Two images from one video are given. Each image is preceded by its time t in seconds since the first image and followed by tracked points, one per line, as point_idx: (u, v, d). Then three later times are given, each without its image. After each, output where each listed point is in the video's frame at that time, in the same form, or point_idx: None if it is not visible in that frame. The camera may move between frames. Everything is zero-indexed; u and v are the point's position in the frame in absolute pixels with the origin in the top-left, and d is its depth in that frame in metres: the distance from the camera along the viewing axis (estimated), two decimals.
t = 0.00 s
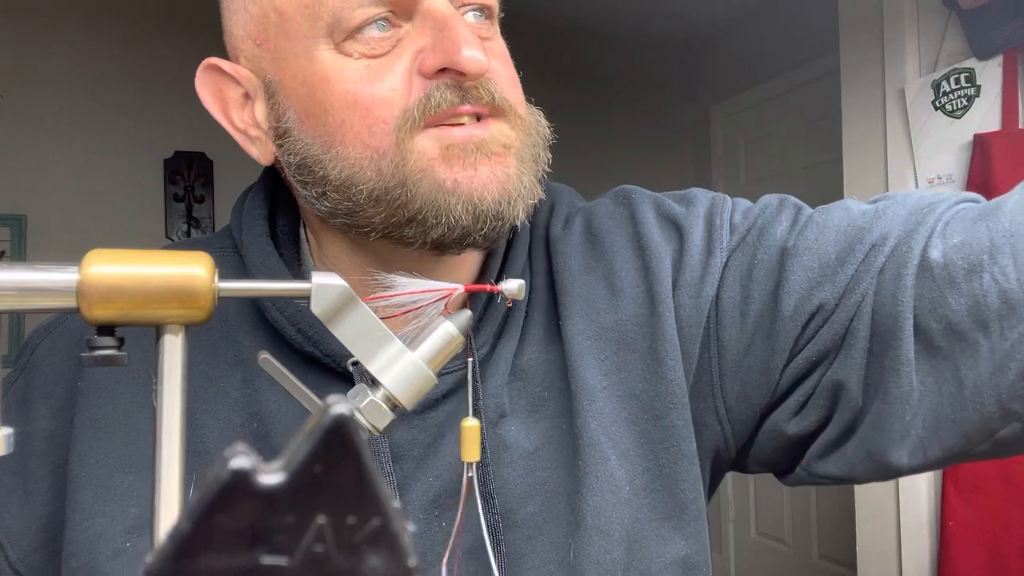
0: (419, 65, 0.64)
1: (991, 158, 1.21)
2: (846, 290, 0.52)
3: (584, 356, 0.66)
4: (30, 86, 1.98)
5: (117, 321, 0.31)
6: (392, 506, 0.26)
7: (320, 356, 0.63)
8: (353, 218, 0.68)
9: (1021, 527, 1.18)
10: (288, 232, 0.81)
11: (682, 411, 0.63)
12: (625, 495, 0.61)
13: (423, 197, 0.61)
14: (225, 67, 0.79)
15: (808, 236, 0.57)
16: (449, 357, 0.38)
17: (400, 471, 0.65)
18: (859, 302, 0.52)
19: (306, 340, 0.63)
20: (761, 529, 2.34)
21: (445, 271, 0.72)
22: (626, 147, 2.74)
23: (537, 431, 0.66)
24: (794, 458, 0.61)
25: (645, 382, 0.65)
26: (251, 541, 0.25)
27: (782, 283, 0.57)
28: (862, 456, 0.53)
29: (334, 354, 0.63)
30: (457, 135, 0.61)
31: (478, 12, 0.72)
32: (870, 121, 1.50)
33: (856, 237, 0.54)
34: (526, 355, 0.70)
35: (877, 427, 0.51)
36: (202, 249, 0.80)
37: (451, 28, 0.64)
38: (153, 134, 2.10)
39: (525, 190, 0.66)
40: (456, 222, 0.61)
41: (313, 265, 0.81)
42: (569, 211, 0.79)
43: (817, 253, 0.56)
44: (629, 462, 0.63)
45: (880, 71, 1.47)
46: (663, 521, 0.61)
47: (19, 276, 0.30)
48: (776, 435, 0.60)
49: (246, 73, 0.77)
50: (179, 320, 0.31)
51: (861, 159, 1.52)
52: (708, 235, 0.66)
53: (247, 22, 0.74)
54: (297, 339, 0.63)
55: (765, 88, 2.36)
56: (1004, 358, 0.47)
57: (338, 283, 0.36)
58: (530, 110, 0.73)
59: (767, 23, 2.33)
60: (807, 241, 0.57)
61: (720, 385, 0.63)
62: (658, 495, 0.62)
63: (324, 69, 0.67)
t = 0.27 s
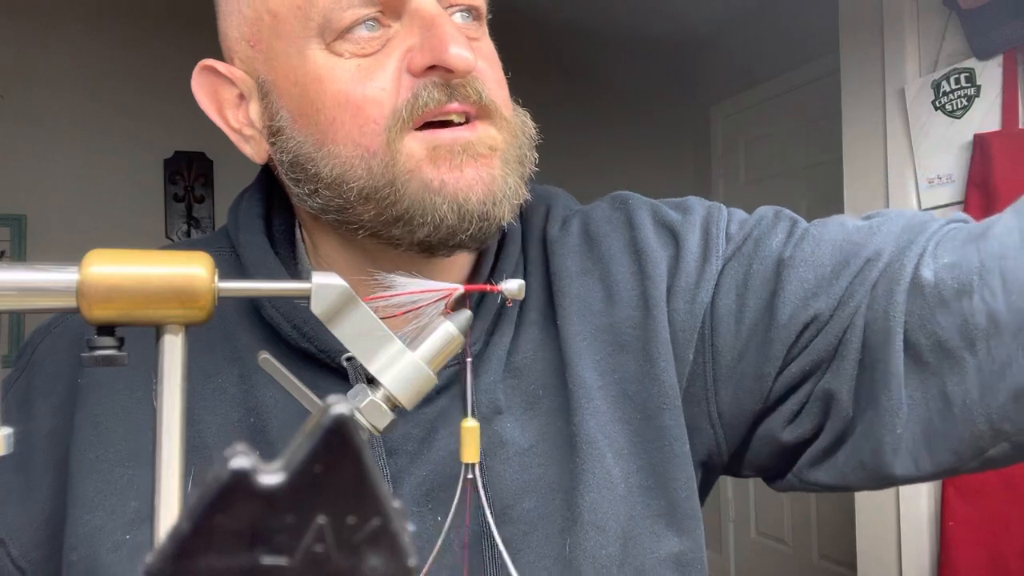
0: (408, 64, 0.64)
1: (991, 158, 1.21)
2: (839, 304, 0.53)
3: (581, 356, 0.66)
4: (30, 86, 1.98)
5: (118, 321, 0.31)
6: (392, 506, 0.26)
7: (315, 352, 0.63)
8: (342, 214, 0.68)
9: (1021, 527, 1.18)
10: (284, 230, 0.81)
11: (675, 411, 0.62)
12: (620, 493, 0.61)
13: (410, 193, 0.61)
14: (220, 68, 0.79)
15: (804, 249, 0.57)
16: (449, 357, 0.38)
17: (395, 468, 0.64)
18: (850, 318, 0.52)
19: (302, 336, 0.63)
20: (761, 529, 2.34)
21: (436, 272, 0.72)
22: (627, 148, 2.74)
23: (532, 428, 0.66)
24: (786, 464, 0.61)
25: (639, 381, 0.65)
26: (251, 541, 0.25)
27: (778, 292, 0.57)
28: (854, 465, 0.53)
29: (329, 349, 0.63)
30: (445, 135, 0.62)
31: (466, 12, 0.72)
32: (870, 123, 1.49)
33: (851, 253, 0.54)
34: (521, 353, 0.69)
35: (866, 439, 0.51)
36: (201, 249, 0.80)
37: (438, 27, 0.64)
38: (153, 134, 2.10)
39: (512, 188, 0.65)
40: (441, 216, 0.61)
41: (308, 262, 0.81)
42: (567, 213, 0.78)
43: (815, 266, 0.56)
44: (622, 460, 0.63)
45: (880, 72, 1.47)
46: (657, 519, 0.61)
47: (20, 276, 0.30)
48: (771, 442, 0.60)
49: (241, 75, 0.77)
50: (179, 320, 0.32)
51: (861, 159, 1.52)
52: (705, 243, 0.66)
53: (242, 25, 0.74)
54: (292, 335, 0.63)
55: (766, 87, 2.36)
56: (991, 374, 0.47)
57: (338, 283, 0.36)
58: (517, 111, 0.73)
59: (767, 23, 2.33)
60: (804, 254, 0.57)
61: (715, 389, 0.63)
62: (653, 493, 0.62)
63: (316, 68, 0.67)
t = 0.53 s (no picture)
0: (398, 65, 0.64)
1: (991, 158, 1.21)
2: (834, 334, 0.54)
3: (580, 359, 0.66)
4: (30, 86, 1.98)
5: (117, 321, 0.31)
6: (392, 506, 0.26)
7: (312, 344, 0.63)
8: (333, 209, 0.68)
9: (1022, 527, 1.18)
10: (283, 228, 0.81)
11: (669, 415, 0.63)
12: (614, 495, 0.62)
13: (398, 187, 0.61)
14: (220, 70, 0.80)
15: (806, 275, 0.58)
16: (449, 357, 0.38)
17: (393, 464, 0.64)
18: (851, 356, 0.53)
19: (298, 328, 0.63)
20: (761, 529, 2.34)
21: (428, 267, 0.73)
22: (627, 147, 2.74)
23: (530, 426, 0.66)
24: (779, 482, 0.63)
25: (634, 383, 0.65)
26: (251, 541, 0.25)
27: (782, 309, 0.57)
28: (853, 490, 0.54)
29: (325, 341, 0.62)
30: (433, 124, 0.61)
31: (455, 15, 0.73)
32: (870, 123, 1.49)
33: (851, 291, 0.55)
34: (519, 353, 0.69)
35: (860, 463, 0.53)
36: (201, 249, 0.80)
37: (427, 30, 0.65)
38: (153, 134, 2.10)
39: (496, 176, 0.65)
40: (428, 203, 0.61)
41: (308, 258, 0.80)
42: (569, 220, 0.77)
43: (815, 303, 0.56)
44: (615, 462, 0.64)
45: (880, 72, 1.47)
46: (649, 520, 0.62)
47: (20, 277, 0.30)
48: (774, 463, 0.61)
49: (242, 80, 0.77)
50: (179, 320, 0.32)
51: (861, 159, 1.52)
52: (708, 261, 0.66)
53: (243, 30, 0.74)
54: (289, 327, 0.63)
55: (766, 87, 2.35)
56: (973, 413, 0.48)
57: (338, 283, 0.36)
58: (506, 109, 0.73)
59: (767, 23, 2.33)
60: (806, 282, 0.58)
61: (713, 401, 0.63)
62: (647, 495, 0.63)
63: (310, 70, 0.67)
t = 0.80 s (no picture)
0: (387, 71, 0.65)
1: (991, 159, 1.21)
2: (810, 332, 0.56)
3: (570, 349, 0.67)
4: (30, 86, 1.98)
5: (118, 321, 0.31)
6: (392, 507, 0.26)
7: (308, 331, 0.63)
8: (323, 204, 0.68)
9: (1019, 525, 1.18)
10: (281, 226, 0.81)
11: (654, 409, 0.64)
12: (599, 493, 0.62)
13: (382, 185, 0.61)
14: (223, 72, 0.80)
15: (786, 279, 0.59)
16: (449, 357, 0.38)
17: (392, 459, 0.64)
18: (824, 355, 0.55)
19: (295, 316, 0.63)
20: (761, 529, 2.34)
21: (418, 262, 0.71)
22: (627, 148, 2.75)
23: (522, 413, 0.65)
24: (765, 479, 0.63)
25: (619, 378, 0.66)
26: (251, 541, 0.25)
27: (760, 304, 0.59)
28: (833, 481, 0.56)
29: (321, 328, 0.63)
30: (419, 129, 0.62)
31: (443, 28, 0.72)
32: (871, 123, 1.49)
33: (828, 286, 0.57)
34: (510, 344, 0.69)
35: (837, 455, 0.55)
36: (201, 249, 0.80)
37: (414, 40, 0.66)
38: (153, 134, 2.10)
39: (477, 179, 0.65)
40: (411, 200, 0.61)
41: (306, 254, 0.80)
42: (560, 221, 0.77)
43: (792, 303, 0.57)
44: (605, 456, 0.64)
45: (880, 73, 1.47)
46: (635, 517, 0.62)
47: (20, 277, 0.30)
48: (761, 460, 0.61)
49: (243, 83, 0.78)
50: (179, 320, 0.31)
51: (861, 160, 1.52)
52: (692, 263, 0.67)
53: (244, 35, 0.75)
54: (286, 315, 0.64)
55: (766, 87, 2.35)
56: (941, 411, 0.49)
57: (338, 283, 0.36)
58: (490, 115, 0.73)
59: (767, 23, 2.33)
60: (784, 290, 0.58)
61: (699, 393, 0.63)
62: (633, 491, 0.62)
63: (303, 73, 0.68)
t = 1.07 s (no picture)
0: (354, 86, 0.69)
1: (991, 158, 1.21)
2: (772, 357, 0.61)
3: (554, 360, 0.73)
4: (30, 86, 1.99)
5: (118, 321, 0.31)
6: (392, 507, 0.26)
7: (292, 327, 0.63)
8: (301, 211, 0.72)
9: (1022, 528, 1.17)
10: (268, 235, 0.81)
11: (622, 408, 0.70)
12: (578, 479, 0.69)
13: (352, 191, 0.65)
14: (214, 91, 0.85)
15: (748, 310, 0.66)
16: (449, 357, 0.38)
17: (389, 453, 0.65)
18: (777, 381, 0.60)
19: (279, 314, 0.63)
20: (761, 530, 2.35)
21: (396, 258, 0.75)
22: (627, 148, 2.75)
23: (510, 414, 0.72)
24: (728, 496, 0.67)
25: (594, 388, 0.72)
26: (250, 541, 0.25)
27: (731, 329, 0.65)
28: (791, 506, 0.61)
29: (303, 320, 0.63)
30: (383, 142, 0.65)
31: (410, 46, 0.76)
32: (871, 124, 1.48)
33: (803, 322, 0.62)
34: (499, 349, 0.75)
35: (817, 491, 0.58)
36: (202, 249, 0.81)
37: (378, 58, 0.70)
38: (153, 134, 2.10)
39: (439, 186, 0.67)
40: (376, 204, 0.64)
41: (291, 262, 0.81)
42: (545, 236, 0.83)
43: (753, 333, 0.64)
44: (581, 452, 0.70)
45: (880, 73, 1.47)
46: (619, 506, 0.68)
47: (21, 277, 0.30)
48: (728, 480, 0.65)
49: (231, 100, 0.81)
50: (179, 320, 0.32)
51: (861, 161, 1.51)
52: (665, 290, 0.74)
53: (232, 57, 0.80)
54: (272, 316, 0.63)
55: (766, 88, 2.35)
56: (877, 446, 0.52)
57: (337, 282, 0.36)
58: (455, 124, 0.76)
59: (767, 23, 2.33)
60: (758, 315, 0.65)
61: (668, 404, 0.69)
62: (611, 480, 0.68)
63: (281, 91, 0.73)
